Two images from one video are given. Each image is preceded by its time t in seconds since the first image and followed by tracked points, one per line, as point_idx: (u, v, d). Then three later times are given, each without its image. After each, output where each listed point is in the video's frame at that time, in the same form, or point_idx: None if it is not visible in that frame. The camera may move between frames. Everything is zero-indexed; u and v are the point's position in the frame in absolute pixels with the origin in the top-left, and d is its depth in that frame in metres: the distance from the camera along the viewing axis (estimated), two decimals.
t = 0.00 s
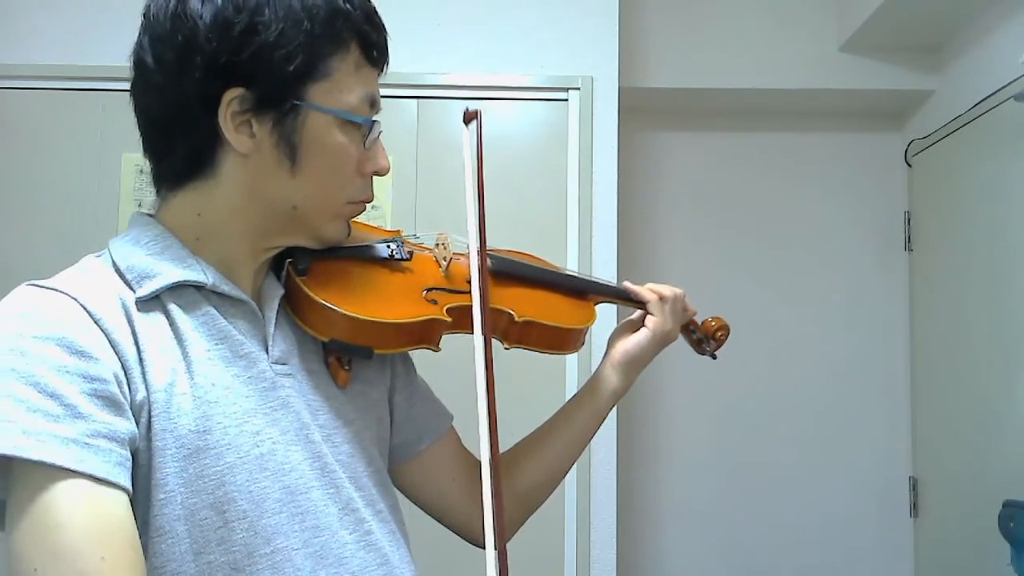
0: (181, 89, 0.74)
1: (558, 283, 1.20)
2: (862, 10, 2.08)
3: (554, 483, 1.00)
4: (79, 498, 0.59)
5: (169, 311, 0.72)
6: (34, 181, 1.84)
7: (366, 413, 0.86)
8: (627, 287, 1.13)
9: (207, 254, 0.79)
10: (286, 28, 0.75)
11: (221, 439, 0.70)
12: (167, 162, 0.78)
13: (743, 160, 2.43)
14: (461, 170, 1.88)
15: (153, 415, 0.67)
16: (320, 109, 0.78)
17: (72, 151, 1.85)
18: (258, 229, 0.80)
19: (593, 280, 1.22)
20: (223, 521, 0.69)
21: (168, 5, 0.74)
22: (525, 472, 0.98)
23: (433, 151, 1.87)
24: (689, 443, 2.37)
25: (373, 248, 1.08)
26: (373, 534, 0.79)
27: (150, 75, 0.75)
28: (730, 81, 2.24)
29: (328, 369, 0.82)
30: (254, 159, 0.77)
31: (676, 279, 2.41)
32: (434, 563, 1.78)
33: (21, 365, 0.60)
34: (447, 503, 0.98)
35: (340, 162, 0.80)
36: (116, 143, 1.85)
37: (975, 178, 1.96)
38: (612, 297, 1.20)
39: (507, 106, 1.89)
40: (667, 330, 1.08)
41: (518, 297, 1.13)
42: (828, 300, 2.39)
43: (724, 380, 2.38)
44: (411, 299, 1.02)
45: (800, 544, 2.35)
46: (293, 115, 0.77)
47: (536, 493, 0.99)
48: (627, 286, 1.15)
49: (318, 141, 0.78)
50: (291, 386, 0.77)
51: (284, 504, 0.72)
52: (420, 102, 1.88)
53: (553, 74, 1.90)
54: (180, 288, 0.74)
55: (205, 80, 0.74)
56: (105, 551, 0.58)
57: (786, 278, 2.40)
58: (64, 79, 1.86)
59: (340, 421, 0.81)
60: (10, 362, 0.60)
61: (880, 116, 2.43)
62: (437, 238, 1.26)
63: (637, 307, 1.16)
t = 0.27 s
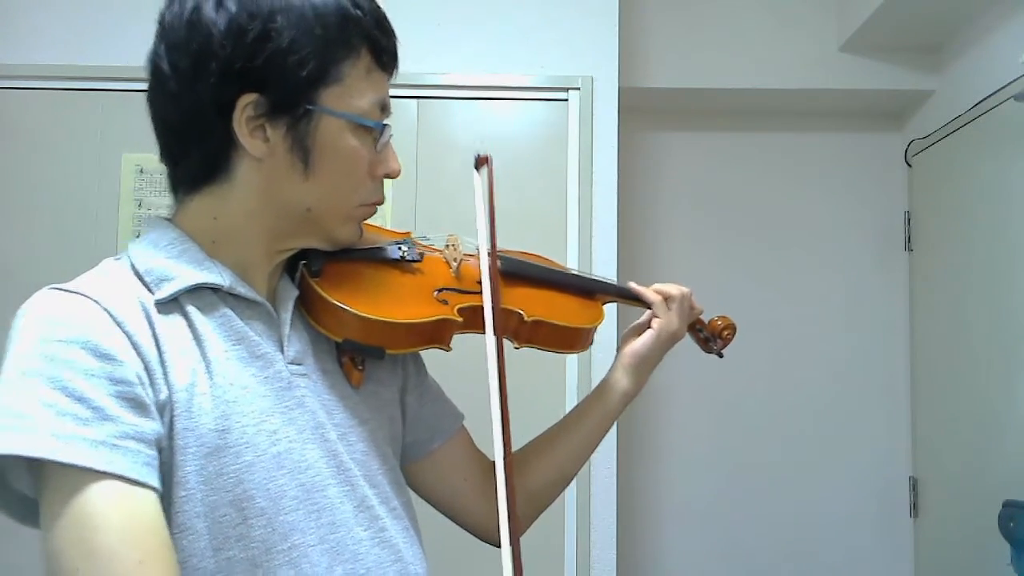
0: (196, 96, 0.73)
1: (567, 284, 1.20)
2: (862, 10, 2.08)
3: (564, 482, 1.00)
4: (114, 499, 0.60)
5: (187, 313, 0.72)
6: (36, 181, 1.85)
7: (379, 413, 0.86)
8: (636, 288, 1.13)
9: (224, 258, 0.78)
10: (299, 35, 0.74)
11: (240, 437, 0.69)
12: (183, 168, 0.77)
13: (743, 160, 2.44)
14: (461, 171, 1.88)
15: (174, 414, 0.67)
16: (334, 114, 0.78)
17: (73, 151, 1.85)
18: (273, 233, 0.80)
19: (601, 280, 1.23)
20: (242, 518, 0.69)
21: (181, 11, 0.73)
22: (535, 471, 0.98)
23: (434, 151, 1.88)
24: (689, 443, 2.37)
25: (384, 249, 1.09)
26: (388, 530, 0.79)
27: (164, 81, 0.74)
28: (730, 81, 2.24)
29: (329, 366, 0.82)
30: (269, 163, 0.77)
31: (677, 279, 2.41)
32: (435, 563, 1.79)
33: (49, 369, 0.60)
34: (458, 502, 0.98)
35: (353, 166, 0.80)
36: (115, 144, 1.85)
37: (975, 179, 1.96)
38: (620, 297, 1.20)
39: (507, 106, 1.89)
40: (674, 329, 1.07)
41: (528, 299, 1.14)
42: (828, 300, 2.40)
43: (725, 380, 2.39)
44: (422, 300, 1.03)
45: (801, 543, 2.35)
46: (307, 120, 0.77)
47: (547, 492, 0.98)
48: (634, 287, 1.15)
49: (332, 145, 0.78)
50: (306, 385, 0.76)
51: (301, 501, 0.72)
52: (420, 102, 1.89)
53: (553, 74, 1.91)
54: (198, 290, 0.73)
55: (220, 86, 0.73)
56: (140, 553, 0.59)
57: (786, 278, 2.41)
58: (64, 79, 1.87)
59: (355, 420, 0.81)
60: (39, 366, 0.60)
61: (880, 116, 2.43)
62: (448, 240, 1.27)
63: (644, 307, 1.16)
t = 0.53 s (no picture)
0: (249, 106, 0.76)
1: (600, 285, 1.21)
2: (862, 10, 2.10)
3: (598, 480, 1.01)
4: (166, 481, 0.62)
5: (237, 309, 0.74)
6: (37, 181, 1.85)
7: (416, 408, 0.88)
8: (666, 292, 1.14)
9: (273, 260, 0.80)
10: (346, 47, 0.76)
11: (286, 428, 0.71)
12: (235, 174, 0.79)
13: (743, 159, 2.45)
14: (462, 170, 1.90)
15: (224, 404, 0.69)
16: (377, 122, 0.80)
17: (75, 151, 1.85)
18: (319, 236, 0.82)
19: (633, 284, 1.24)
20: (286, 505, 0.71)
21: (235, 24, 0.75)
22: (566, 470, 0.99)
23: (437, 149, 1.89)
24: (690, 442, 2.38)
25: (425, 252, 1.09)
26: (423, 521, 0.80)
27: (218, 92, 0.76)
28: (730, 81, 2.26)
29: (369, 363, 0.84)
30: (315, 169, 0.79)
31: (677, 278, 2.42)
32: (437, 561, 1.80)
33: (109, 359, 0.63)
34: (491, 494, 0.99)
35: (396, 172, 0.81)
36: (114, 144, 1.86)
37: (975, 179, 1.98)
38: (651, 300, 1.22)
39: (508, 106, 1.91)
40: (704, 333, 1.07)
41: (562, 301, 1.14)
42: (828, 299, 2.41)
43: (726, 379, 2.40)
44: (459, 300, 1.05)
45: (801, 543, 2.37)
46: (352, 128, 0.79)
47: (580, 490, 1.00)
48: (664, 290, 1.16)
49: (375, 151, 0.80)
50: (349, 380, 0.78)
51: (342, 491, 0.74)
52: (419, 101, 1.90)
53: (553, 74, 1.92)
54: (247, 288, 0.76)
55: (271, 95, 0.75)
56: (190, 534, 0.61)
57: (787, 278, 2.42)
58: (63, 79, 1.86)
59: (395, 414, 0.82)
60: (99, 357, 0.63)
61: (880, 116, 2.45)
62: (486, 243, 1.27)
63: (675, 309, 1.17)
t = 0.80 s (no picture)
0: (307, 119, 0.80)
1: (645, 290, 1.22)
2: (862, 11, 2.11)
3: (641, 479, 1.02)
4: (217, 465, 0.66)
5: (291, 310, 0.78)
6: (37, 180, 1.84)
7: (463, 406, 0.91)
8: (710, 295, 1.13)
9: (325, 261, 0.83)
10: (398, 64, 0.80)
11: (333, 420, 0.75)
12: (292, 183, 0.84)
13: (743, 160, 2.47)
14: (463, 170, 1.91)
15: (275, 398, 0.73)
16: (424, 133, 0.83)
17: (76, 150, 1.85)
18: (370, 241, 0.85)
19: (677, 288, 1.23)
20: (332, 493, 0.75)
21: (294, 43, 0.79)
22: (608, 468, 1.01)
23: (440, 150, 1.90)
24: (692, 442, 2.40)
25: (472, 255, 1.13)
26: (465, 512, 0.83)
27: (277, 105, 0.80)
28: (730, 82, 2.28)
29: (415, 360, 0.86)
30: (366, 177, 0.83)
31: (678, 277, 2.44)
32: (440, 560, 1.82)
33: (170, 354, 0.68)
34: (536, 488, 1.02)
35: (443, 180, 0.85)
36: (114, 144, 1.85)
37: (975, 179, 2.00)
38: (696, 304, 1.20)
39: (509, 107, 1.91)
40: (748, 334, 1.06)
41: (602, 303, 1.15)
42: (829, 299, 2.43)
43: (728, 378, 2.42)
44: (503, 303, 1.06)
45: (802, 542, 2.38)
46: (401, 140, 0.83)
47: (622, 488, 1.01)
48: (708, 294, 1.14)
49: (423, 161, 0.83)
50: (395, 377, 0.82)
51: (386, 481, 0.78)
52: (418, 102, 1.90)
53: (553, 74, 1.94)
54: (301, 291, 0.80)
55: (326, 107, 0.79)
56: (238, 510, 0.64)
57: (788, 278, 2.43)
58: (64, 79, 1.87)
59: (441, 411, 0.85)
60: (163, 351, 0.68)
61: (879, 116, 2.46)
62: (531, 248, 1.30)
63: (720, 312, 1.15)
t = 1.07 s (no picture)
0: (342, 136, 0.88)
1: (680, 291, 1.21)
2: (862, 11, 2.13)
3: (680, 479, 1.04)
4: (251, 463, 0.74)
5: (327, 317, 0.86)
6: (39, 181, 1.85)
7: (497, 407, 0.95)
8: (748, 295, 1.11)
9: (363, 272, 0.91)
10: (423, 81, 0.87)
11: (366, 423, 0.83)
12: (333, 197, 0.92)
13: (744, 160, 2.48)
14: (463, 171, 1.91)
15: (312, 402, 0.81)
16: (451, 147, 0.91)
17: (77, 151, 1.86)
18: (405, 250, 0.93)
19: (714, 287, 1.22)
20: (365, 492, 0.82)
21: (329, 66, 0.88)
22: (644, 467, 1.04)
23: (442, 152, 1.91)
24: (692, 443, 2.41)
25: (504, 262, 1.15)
26: (495, 510, 0.89)
27: (317, 127, 0.90)
28: (731, 82, 2.28)
29: (448, 365, 0.92)
30: (398, 191, 0.91)
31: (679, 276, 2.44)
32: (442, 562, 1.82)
33: (212, 363, 0.76)
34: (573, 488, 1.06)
35: (470, 192, 0.92)
36: (114, 144, 1.86)
37: (975, 179, 2.01)
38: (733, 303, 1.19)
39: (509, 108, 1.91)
40: (786, 333, 1.04)
41: (635, 306, 1.15)
42: (829, 300, 2.44)
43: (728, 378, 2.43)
44: (536, 307, 1.06)
45: (802, 542, 2.39)
46: (430, 154, 0.90)
47: (659, 487, 1.04)
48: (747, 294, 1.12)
49: (450, 174, 0.91)
50: (428, 381, 0.89)
51: (416, 481, 0.84)
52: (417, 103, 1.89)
53: (554, 74, 1.94)
54: (338, 300, 0.88)
55: (358, 127, 0.88)
56: (268, 505, 0.71)
57: (788, 278, 2.44)
58: (64, 79, 1.88)
59: (474, 412, 0.91)
60: (206, 361, 0.76)
61: (879, 117, 2.47)
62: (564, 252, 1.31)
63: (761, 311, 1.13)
